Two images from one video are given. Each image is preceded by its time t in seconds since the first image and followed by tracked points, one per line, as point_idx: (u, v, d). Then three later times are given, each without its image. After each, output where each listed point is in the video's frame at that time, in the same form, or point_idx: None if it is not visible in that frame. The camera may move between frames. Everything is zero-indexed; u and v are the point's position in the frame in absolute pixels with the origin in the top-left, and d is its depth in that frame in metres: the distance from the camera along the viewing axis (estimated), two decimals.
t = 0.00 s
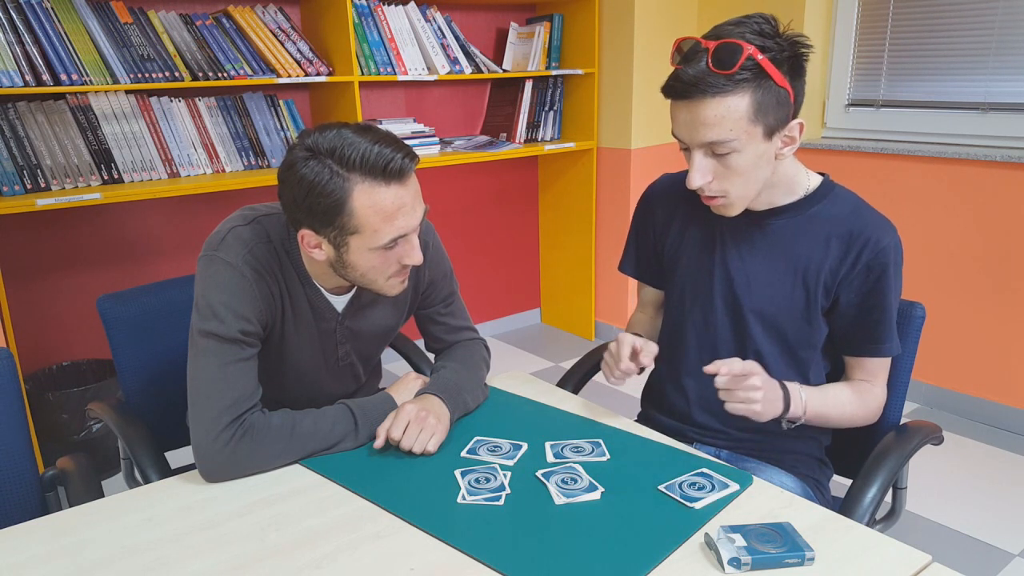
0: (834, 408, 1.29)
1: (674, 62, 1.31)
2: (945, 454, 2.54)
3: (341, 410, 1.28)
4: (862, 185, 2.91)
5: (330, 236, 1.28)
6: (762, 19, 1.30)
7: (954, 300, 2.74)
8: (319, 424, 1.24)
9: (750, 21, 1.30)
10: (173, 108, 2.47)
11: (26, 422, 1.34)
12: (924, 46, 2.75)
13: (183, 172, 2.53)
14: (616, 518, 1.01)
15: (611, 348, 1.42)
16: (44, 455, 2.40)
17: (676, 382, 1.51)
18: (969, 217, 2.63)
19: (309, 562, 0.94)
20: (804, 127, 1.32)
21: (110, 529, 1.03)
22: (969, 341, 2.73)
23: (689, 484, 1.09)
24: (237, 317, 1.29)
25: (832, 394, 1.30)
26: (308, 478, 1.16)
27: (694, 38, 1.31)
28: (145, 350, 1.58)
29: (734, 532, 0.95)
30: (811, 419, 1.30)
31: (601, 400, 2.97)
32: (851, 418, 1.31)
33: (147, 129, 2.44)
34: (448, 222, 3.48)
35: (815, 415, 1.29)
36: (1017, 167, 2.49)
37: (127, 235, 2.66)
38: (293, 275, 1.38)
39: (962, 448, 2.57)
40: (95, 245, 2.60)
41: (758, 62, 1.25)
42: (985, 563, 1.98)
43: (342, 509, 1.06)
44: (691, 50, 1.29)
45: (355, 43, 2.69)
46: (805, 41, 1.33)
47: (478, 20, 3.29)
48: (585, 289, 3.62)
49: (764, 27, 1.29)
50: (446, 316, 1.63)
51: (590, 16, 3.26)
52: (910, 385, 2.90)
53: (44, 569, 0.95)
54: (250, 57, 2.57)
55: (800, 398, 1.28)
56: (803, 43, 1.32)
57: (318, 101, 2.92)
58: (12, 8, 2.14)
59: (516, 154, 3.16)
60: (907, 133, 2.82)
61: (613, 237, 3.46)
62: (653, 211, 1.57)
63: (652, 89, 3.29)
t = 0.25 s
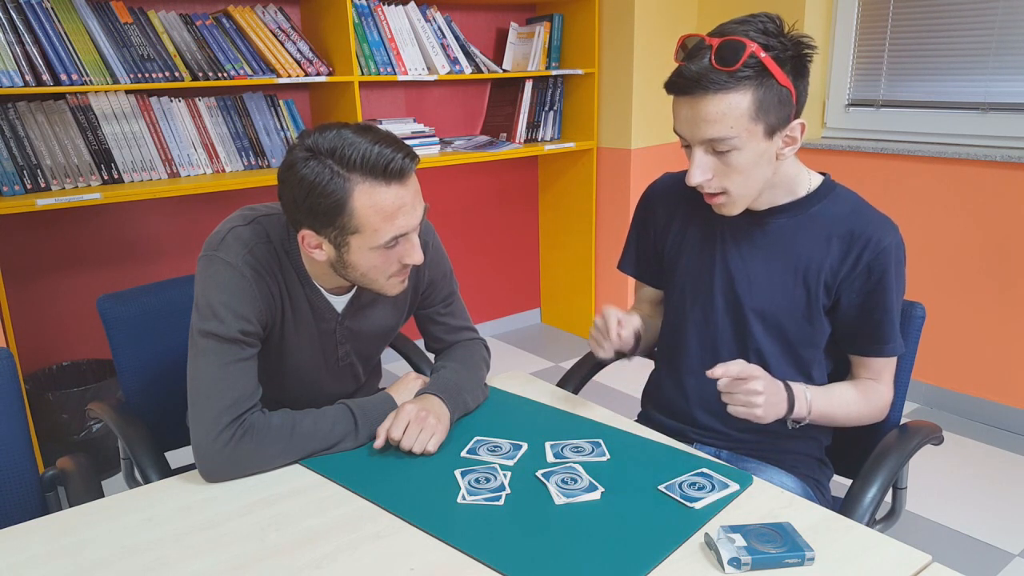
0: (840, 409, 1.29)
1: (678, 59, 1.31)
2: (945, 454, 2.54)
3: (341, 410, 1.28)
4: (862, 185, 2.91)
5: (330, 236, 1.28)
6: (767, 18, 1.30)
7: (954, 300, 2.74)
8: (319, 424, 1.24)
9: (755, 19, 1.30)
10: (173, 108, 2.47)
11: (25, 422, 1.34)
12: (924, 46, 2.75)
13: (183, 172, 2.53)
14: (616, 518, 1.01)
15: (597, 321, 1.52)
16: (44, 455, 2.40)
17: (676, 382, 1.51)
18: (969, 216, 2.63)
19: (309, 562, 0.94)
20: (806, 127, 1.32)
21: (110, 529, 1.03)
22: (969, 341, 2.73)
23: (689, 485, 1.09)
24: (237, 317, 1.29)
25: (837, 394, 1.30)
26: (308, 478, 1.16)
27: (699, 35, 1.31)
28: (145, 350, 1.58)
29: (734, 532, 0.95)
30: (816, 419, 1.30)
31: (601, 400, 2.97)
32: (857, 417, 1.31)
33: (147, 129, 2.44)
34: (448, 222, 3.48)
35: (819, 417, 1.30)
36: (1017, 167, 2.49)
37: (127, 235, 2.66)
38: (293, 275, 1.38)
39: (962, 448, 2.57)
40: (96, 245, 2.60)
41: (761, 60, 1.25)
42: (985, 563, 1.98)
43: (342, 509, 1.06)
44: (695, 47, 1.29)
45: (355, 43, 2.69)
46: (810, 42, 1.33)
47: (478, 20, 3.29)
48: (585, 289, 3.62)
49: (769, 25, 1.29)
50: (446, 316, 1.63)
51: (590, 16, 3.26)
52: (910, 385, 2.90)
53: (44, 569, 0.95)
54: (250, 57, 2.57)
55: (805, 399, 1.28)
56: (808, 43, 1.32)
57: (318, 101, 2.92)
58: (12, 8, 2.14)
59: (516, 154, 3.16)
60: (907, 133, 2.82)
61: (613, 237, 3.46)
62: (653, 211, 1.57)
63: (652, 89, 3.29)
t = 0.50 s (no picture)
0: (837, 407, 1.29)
1: (680, 56, 1.32)
2: (946, 454, 2.54)
3: (341, 410, 1.28)
4: (862, 185, 2.91)
5: (336, 235, 1.28)
6: (770, 15, 1.30)
7: (954, 300, 2.74)
8: (319, 424, 1.24)
9: (757, 17, 1.30)
10: (173, 108, 2.47)
11: (25, 422, 1.34)
12: (924, 46, 2.75)
13: (183, 172, 2.53)
14: (616, 518, 1.01)
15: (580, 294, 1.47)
16: (44, 455, 2.40)
17: (676, 382, 1.51)
18: (969, 216, 2.63)
19: (309, 562, 0.94)
20: (806, 126, 1.32)
21: (110, 529, 1.03)
22: (969, 341, 2.73)
23: (689, 485, 1.09)
24: (238, 317, 1.29)
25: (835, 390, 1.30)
26: (308, 478, 1.16)
27: (702, 32, 1.32)
28: (145, 350, 1.58)
29: (734, 532, 0.95)
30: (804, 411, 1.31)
31: (601, 400, 2.97)
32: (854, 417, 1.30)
33: (147, 129, 2.44)
34: (448, 222, 3.48)
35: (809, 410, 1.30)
36: (1017, 167, 2.49)
37: (127, 235, 2.66)
38: (293, 275, 1.38)
39: (962, 448, 2.57)
40: (96, 245, 2.60)
41: (762, 57, 1.25)
42: (985, 564, 1.97)
43: (342, 509, 1.06)
44: (697, 44, 1.29)
45: (355, 43, 2.69)
46: (812, 42, 1.33)
47: (478, 20, 3.29)
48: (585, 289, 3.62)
49: (771, 24, 1.29)
50: (446, 316, 1.63)
51: (590, 16, 3.27)
52: (910, 385, 2.90)
53: (44, 569, 0.95)
54: (250, 57, 2.57)
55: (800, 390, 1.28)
56: (810, 43, 1.32)
57: (318, 102, 2.92)
58: (12, 8, 2.14)
59: (516, 154, 3.16)
60: (907, 133, 2.82)
61: (612, 237, 3.46)
62: (654, 212, 1.57)
63: (652, 89, 3.29)
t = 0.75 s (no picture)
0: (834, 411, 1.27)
1: (677, 56, 1.32)
2: (946, 454, 2.54)
3: (341, 410, 1.28)
4: (862, 185, 2.91)
5: (339, 235, 1.28)
6: (767, 17, 1.30)
7: (954, 300, 2.74)
8: (319, 424, 1.24)
9: (755, 18, 1.30)
10: (173, 108, 2.47)
11: (26, 422, 1.34)
12: (924, 46, 2.75)
13: (183, 172, 2.53)
14: (616, 518, 1.01)
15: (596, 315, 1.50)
16: (44, 455, 2.40)
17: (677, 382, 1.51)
18: (969, 216, 2.63)
19: (309, 562, 0.94)
20: (802, 127, 1.32)
21: (110, 529, 1.03)
22: (969, 341, 2.73)
23: (689, 485, 1.09)
24: (238, 317, 1.29)
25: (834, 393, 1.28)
26: (308, 477, 1.16)
27: (699, 32, 1.32)
28: (145, 350, 1.58)
29: (734, 533, 0.95)
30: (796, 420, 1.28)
31: (601, 400, 2.97)
32: (853, 426, 1.27)
33: (147, 129, 2.44)
34: (448, 222, 3.48)
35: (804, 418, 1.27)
36: (1017, 167, 2.49)
37: (127, 235, 2.66)
38: (293, 275, 1.38)
39: (962, 448, 2.57)
40: (96, 245, 2.60)
41: (758, 57, 1.25)
42: (985, 564, 1.98)
43: (342, 509, 1.06)
44: (694, 44, 1.29)
45: (355, 43, 2.69)
46: (810, 43, 1.33)
47: (478, 20, 3.29)
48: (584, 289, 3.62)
49: (768, 25, 1.29)
50: (446, 316, 1.63)
51: (590, 17, 3.27)
52: (910, 385, 2.90)
53: (45, 568, 0.95)
54: (250, 57, 2.57)
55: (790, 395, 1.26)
56: (807, 44, 1.32)
57: (318, 101, 2.92)
58: (12, 8, 2.14)
59: (516, 154, 3.16)
60: (907, 133, 2.82)
61: (612, 236, 3.46)
62: (654, 212, 1.57)
63: (652, 89, 3.29)
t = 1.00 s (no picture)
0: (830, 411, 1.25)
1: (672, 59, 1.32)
2: (946, 454, 2.54)
3: (341, 410, 1.28)
4: (862, 185, 2.91)
5: (340, 236, 1.28)
6: (760, 15, 1.29)
7: (953, 300, 2.74)
8: (319, 424, 1.24)
9: (748, 18, 1.29)
10: (173, 108, 2.47)
11: (26, 423, 1.34)
12: (924, 46, 2.75)
13: (183, 172, 2.53)
14: (616, 518, 1.01)
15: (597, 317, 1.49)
16: (44, 455, 2.40)
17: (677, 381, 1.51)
18: (969, 216, 2.63)
19: (309, 562, 0.94)
20: (800, 124, 1.31)
21: (109, 529, 1.03)
22: (970, 341, 2.73)
23: (689, 485, 1.09)
24: (238, 318, 1.29)
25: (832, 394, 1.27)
26: (308, 478, 1.16)
27: (692, 34, 1.31)
28: (145, 350, 1.58)
29: (734, 532, 0.95)
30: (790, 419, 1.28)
31: (601, 399, 2.97)
32: (852, 427, 1.26)
33: (147, 129, 2.44)
34: (448, 222, 3.48)
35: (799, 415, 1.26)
36: (1017, 167, 2.49)
37: (127, 235, 2.66)
38: (293, 275, 1.38)
39: (962, 448, 2.57)
40: (96, 245, 2.60)
41: (753, 57, 1.25)
42: (985, 564, 1.98)
43: (342, 509, 1.06)
44: (688, 46, 1.29)
45: (355, 43, 2.69)
46: (805, 39, 1.33)
47: (478, 20, 3.29)
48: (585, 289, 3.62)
49: (762, 23, 1.29)
50: (446, 316, 1.63)
51: (590, 17, 3.27)
52: (910, 385, 2.90)
53: (45, 568, 0.95)
54: (250, 57, 2.57)
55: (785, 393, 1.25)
56: (802, 41, 1.32)
57: (318, 101, 2.92)
58: (12, 8, 2.14)
59: (516, 154, 3.16)
60: (907, 133, 2.82)
61: (612, 236, 3.46)
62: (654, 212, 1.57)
63: (652, 89, 3.29)
